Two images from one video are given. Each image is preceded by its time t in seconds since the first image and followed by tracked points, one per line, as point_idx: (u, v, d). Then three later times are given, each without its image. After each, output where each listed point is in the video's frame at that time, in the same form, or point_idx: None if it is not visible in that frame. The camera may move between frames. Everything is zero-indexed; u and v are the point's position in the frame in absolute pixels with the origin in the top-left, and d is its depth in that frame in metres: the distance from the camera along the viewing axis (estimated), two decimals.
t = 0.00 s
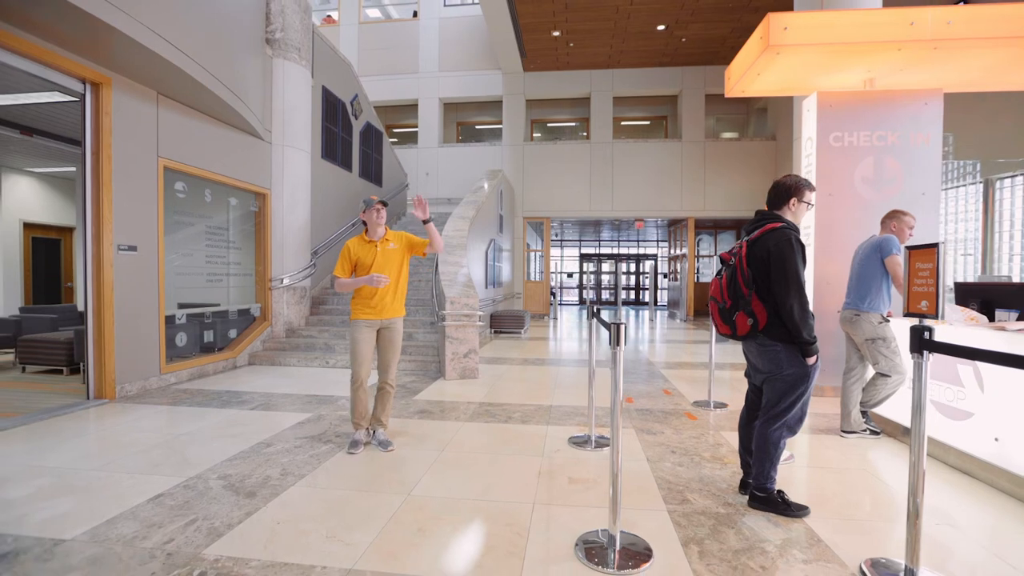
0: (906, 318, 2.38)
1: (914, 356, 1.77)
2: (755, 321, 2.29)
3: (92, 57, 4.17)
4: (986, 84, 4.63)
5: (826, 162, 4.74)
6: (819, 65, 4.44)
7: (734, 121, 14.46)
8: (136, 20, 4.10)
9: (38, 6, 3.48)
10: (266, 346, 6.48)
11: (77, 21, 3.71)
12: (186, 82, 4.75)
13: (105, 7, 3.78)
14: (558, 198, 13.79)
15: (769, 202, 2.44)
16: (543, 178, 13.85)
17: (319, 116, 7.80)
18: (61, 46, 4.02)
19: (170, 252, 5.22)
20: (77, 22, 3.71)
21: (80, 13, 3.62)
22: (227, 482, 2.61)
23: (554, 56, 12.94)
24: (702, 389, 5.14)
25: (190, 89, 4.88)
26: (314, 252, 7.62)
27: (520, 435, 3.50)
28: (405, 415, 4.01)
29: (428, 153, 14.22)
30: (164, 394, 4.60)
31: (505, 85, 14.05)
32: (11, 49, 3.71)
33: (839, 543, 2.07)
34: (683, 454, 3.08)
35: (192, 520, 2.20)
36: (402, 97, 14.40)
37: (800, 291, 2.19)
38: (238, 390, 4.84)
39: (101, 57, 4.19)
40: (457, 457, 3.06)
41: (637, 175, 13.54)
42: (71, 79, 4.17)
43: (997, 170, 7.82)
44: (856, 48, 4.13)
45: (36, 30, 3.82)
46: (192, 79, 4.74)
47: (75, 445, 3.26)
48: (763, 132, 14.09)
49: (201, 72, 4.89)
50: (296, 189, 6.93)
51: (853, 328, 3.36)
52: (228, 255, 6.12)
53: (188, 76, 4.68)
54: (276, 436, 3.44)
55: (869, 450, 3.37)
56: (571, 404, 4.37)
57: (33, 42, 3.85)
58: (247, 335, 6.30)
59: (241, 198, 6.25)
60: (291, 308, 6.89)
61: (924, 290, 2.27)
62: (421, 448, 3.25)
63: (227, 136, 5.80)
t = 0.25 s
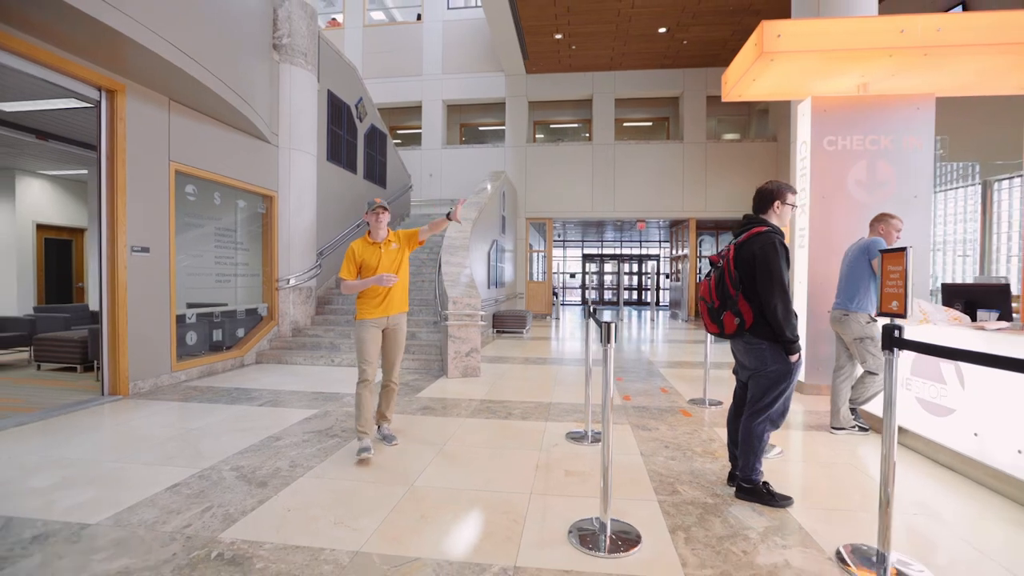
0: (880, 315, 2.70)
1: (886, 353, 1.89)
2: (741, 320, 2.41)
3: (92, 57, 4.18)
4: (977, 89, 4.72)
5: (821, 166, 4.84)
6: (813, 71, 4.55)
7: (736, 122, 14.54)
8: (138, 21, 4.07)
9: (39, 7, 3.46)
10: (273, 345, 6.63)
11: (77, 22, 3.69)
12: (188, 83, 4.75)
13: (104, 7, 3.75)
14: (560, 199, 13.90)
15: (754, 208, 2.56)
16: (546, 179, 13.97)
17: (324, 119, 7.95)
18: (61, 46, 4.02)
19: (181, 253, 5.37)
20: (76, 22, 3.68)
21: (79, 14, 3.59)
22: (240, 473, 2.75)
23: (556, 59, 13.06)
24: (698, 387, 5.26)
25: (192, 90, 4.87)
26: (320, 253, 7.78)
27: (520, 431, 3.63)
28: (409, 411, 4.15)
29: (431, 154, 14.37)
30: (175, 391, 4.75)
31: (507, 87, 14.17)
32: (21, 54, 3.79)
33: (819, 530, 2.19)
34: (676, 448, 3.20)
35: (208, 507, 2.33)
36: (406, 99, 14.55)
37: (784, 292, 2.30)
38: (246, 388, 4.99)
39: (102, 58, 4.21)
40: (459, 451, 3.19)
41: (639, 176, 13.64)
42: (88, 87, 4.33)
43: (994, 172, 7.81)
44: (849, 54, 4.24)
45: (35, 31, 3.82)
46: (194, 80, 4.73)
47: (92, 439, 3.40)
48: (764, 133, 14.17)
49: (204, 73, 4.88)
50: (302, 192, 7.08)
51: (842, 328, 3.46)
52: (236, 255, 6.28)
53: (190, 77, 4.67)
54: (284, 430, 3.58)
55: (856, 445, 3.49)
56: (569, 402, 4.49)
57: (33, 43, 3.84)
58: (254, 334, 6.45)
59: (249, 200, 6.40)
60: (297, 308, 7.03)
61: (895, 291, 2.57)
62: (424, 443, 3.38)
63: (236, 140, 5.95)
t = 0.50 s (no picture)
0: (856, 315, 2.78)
1: (862, 351, 2.01)
2: (729, 320, 2.52)
3: (90, 59, 4.22)
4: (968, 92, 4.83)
5: (815, 169, 4.94)
6: (806, 77, 4.65)
7: (736, 123, 14.62)
8: (133, 20, 4.05)
9: (35, 7, 3.45)
10: (278, 344, 6.77)
11: (71, 21, 3.68)
12: (186, 81, 4.72)
13: (98, 6, 3.72)
14: (561, 200, 14.02)
15: (740, 212, 2.67)
16: (547, 180, 14.08)
17: (329, 122, 8.08)
18: (76, 55, 4.16)
19: (190, 254, 5.51)
20: (70, 22, 3.66)
21: (72, 12, 3.57)
22: (251, 465, 2.88)
23: (558, 61, 13.18)
24: (694, 385, 5.37)
25: (190, 88, 4.85)
26: (324, 254, 7.91)
27: (520, 427, 3.75)
28: (412, 408, 4.28)
29: (434, 155, 14.51)
30: (184, 389, 4.88)
31: (509, 88, 14.29)
32: (28, 59, 3.89)
33: (801, 519, 2.31)
34: (668, 443, 3.32)
35: (221, 496, 2.46)
36: (409, 101, 14.68)
37: (769, 294, 2.41)
38: (253, 385, 5.11)
39: (100, 58, 4.22)
40: (460, 446, 3.31)
41: (640, 177, 13.74)
42: (101, 93, 4.48)
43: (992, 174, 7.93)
44: (841, 61, 4.33)
45: (32, 32, 3.83)
46: (191, 78, 4.70)
47: (107, 434, 3.54)
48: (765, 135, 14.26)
49: (202, 72, 4.84)
50: (307, 193, 7.21)
51: (832, 328, 3.57)
52: (243, 256, 6.42)
53: (188, 75, 4.63)
54: (292, 425, 3.71)
55: (847, 440, 3.59)
56: (568, 399, 4.61)
57: (31, 45, 3.87)
58: (261, 334, 6.58)
59: (256, 202, 6.53)
60: (302, 307, 7.17)
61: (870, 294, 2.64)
62: (427, 438, 3.50)
63: (243, 143, 6.09)
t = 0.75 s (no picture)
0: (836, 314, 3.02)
1: (841, 347, 2.13)
2: (718, 319, 2.63)
3: (92, 60, 4.28)
4: (960, 96, 4.92)
5: (809, 171, 5.04)
6: (800, 82, 4.74)
7: (737, 124, 14.69)
8: (131, 21, 4.06)
9: (52, 17, 3.58)
10: (284, 343, 6.89)
11: (69, 22, 3.69)
12: (184, 81, 4.71)
13: (95, 7, 3.72)
14: (563, 201, 14.12)
15: (726, 216, 2.78)
16: (549, 181, 14.19)
17: (332, 124, 8.20)
18: (89, 62, 4.29)
19: (198, 254, 5.65)
20: (67, 22, 3.68)
21: (69, 13, 3.58)
22: (260, 458, 3.00)
23: (559, 63, 13.29)
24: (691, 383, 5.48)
25: (189, 88, 4.85)
26: (328, 254, 8.04)
27: (519, 423, 3.87)
28: (414, 405, 4.40)
29: (436, 156, 14.63)
30: (193, 386, 5.01)
31: (511, 90, 14.39)
32: (44, 66, 4.03)
33: (784, 509, 2.42)
34: (662, 437, 3.43)
35: (232, 486, 2.58)
36: (411, 103, 14.81)
37: (755, 293, 2.52)
38: (260, 383, 5.24)
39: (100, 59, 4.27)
40: (460, 440, 3.43)
41: (641, 178, 13.84)
42: (113, 98, 4.61)
43: (988, 175, 7.99)
44: (834, 66, 4.43)
45: (40, 37, 3.91)
46: (189, 78, 4.69)
47: (120, 429, 3.66)
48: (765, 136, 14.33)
49: (201, 72, 4.83)
50: (311, 195, 7.34)
51: (822, 327, 3.68)
52: (249, 257, 6.55)
53: (186, 75, 4.63)
54: (297, 421, 3.84)
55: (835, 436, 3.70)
56: (566, 397, 4.72)
57: (39, 49, 3.96)
58: (266, 333, 6.71)
59: (261, 204, 6.67)
60: (307, 307, 7.29)
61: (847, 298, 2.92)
62: (429, 433, 3.62)
63: (249, 146, 6.21)
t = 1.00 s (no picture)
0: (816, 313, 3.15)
1: (819, 345, 2.28)
2: (705, 318, 2.74)
3: (93, 63, 4.32)
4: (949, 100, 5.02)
5: (801, 174, 5.14)
6: (792, 87, 4.84)
7: (737, 125, 14.77)
8: (131, 23, 4.06)
9: (66, 27, 3.71)
10: (287, 342, 7.02)
11: (67, 23, 3.69)
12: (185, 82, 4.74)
13: (92, 8, 3.71)
14: (563, 202, 14.23)
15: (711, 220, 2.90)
16: (549, 181, 14.30)
17: (335, 127, 8.33)
18: (100, 68, 4.43)
19: (204, 255, 5.78)
20: (66, 24, 3.68)
21: (73, 18, 3.61)
22: (266, 451, 3.13)
23: (559, 64, 13.40)
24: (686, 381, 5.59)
25: (190, 88, 4.87)
26: (331, 254, 8.17)
27: (516, 419, 3.98)
28: (415, 401, 4.52)
29: (438, 157, 14.75)
30: (199, 383, 5.14)
31: (512, 91, 14.50)
32: (58, 74, 4.17)
33: (767, 499, 2.53)
34: (654, 433, 3.54)
35: (240, 477, 2.70)
36: (413, 104, 14.93)
37: (739, 293, 2.63)
38: (264, 380, 5.37)
39: (103, 61, 4.32)
40: (459, 436, 3.54)
41: (641, 178, 13.93)
42: (123, 104, 4.75)
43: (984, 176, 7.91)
44: (825, 71, 4.53)
45: (54, 45, 4.04)
46: (190, 79, 4.71)
47: (130, 424, 3.79)
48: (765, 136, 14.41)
49: (201, 74, 4.85)
50: (314, 197, 7.47)
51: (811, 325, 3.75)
52: (253, 257, 6.68)
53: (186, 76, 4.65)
54: (301, 416, 3.96)
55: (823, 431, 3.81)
56: (563, 394, 4.83)
57: (53, 57, 4.09)
58: (270, 332, 6.84)
59: (265, 205, 6.79)
60: (310, 306, 7.42)
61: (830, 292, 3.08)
62: (429, 429, 3.74)
63: (254, 149, 6.34)
